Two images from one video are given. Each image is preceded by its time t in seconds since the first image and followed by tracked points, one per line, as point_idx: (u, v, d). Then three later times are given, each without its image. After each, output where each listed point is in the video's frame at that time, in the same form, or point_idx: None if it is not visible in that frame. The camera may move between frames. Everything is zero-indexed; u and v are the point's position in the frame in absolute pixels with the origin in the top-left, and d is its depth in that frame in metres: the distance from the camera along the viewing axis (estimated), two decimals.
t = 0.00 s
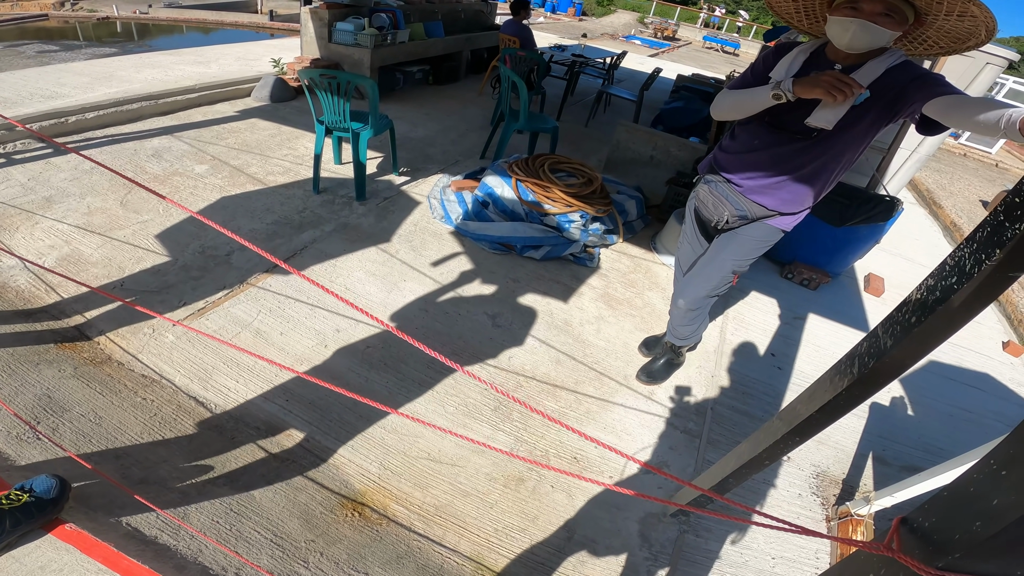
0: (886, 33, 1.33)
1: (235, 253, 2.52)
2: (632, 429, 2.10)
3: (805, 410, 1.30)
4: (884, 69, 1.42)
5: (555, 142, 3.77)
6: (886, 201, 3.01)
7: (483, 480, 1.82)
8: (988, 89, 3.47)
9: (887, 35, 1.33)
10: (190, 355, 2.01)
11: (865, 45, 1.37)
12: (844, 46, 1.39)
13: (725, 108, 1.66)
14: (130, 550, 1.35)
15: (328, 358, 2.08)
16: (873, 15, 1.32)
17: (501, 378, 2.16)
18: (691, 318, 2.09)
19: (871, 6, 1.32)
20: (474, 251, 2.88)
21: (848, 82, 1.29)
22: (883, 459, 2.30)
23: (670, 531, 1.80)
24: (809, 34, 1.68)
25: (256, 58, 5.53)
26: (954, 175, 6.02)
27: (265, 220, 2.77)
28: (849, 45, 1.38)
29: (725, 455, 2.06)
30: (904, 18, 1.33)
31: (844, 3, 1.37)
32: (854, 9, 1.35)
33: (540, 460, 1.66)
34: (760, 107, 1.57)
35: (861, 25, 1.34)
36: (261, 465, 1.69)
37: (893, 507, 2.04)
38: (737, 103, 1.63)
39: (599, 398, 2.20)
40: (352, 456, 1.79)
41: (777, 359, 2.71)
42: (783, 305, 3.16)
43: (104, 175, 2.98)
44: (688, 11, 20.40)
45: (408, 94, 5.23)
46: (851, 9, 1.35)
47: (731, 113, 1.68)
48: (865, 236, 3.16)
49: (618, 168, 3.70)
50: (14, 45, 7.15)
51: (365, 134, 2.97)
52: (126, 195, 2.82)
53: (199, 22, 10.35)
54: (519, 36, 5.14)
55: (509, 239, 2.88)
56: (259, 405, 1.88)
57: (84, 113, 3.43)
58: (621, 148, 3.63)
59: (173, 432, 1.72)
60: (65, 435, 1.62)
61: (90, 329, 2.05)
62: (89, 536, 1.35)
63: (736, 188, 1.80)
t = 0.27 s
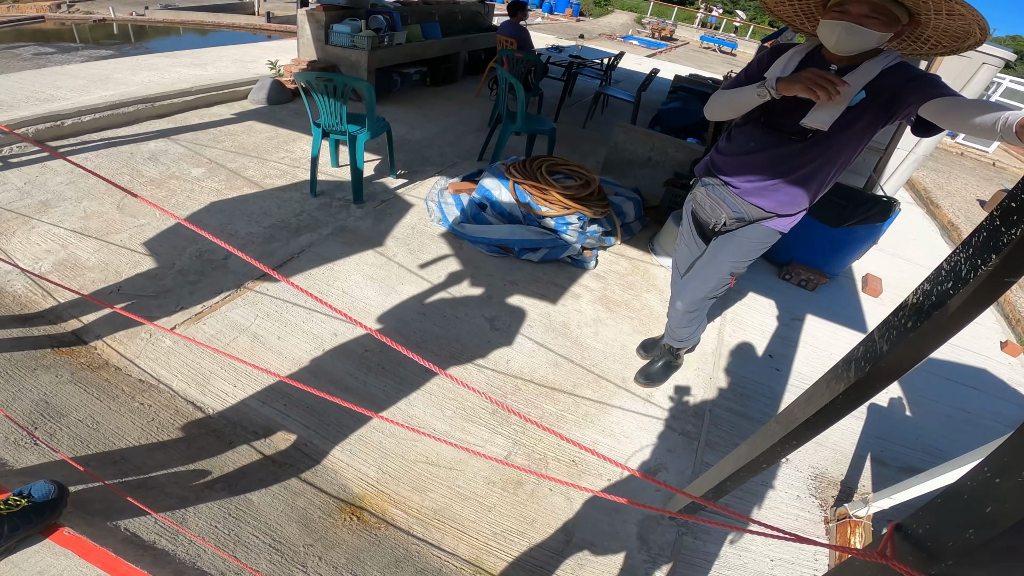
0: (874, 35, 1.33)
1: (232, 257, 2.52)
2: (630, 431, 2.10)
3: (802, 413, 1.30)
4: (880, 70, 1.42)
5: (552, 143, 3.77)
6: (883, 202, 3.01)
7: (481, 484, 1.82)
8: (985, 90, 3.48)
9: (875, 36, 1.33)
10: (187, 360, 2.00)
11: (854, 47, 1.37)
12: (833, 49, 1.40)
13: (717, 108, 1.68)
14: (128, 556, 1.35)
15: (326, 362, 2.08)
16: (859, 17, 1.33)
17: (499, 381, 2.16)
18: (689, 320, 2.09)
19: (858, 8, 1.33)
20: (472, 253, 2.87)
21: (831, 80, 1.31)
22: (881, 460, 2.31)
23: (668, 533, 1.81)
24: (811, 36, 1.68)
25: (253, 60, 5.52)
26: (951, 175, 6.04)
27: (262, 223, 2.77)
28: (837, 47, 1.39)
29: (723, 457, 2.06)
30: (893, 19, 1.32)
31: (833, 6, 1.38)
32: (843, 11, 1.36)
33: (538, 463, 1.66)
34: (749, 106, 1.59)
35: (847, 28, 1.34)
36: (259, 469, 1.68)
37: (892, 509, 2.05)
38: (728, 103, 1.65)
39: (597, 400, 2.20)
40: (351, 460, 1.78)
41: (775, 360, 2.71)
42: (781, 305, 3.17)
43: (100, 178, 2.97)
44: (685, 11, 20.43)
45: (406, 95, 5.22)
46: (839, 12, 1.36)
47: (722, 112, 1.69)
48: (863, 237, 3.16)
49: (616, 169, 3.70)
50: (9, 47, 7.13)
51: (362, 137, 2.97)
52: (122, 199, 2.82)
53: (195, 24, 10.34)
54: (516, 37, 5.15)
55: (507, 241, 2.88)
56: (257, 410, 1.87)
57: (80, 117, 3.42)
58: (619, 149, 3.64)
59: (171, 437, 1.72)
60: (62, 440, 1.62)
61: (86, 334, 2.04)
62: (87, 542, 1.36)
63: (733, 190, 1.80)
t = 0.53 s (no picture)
0: (837, 34, 1.36)
1: (229, 259, 2.51)
2: (630, 433, 2.10)
3: (801, 416, 1.30)
4: (878, 71, 1.41)
5: (551, 144, 3.76)
6: (882, 202, 3.00)
7: (480, 486, 1.82)
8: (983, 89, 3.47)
9: (840, 35, 1.36)
10: (185, 362, 2.00)
11: (823, 47, 1.40)
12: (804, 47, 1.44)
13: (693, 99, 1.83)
14: (126, 559, 1.34)
15: (324, 365, 2.08)
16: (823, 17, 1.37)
17: (497, 383, 2.15)
18: (690, 322, 2.09)
19: (825, 7, 1.37)
20: (470, 254, 2.87)
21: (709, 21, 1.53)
22: (880, 461, 2.31)
23: (668, 535, 1.80)
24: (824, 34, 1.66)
25: (250, 62, 5.51)
26: (950, 174, 6.04)
27: (260, 225, 2.76)
28: (806, 45, 1.44)
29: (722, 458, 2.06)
30: (861, 18, 1.34)
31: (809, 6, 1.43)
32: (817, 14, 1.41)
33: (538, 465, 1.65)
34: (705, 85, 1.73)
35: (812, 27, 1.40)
36: (257, 472, 1.68)
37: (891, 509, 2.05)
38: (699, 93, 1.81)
39: (596, 402, 2.19)
40: (349, 463, 1.78)
41: (774, 361, 2.71)
42: (780, 306, 3.17)
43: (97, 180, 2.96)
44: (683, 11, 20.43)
45: (404, 96, 5.21)
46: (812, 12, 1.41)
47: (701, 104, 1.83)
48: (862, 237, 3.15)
49: (614, 169, 3.70)
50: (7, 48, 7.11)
51: (360, 138, 2.96)
52: (119, 201, 2.81)
53: (193, 25, 10.33)
54: (514, 38, 5.14)
55: (506, 242, 2.88)
56: (255, 412, 1.87)
57: (77, 118, 3.41)
58: (617, 150, 3.63)
59: (169, 440, 1.71)
60: (60, 444, 1.61)
61: (84, 337, 2.03)
62: (84, 545, 1.36)
63: (734, 192, 1.80)
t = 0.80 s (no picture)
0: (834, 33, 1.36)
1: (226, 261, 2.50)
2: (628, 433, 2.09)
3: (799, 416, 1.30)
4: (873, 70, 1.42)
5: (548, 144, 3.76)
6: (880, 202, 3.00)
7: (478, 487, 1.81)
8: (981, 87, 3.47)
9: (837, 34, 1.36)
10: (181, 364, 1.99)
11: (820, 46, 1.40)
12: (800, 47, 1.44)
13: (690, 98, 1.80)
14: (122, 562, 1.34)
15: (321, 366, 2.07)
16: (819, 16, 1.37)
17: (495, 384, 2.15)
18: (689, 322, 2.09)
19: (819, 7, 1.37)
20: (469, 255, 2.87)
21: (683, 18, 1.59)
22: (880, 461, 2.30)
23: (667, 536, 1.80)
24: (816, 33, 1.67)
25: (248, 63, 5.51)
26: (949, 173, 6.04)
27: (257, 226, 2.75)
28: (803, 45, 1.44)
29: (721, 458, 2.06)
30: (856, 17, 1.35)
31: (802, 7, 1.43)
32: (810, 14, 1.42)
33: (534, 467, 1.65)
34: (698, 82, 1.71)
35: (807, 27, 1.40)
36: (255, 474, 1.67)
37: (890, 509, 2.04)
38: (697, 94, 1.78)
39: (595, 403, 2.19)
40: (347, 465, 1.77)
41: (773, 361, 2.71)
42: (778, 305, 3.16)
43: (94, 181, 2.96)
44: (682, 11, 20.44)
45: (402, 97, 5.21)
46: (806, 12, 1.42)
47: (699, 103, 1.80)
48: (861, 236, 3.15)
49: (613, 169, 3.69)
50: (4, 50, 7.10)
51: (357, 139, 2.96)
52: (116, 203, 2.81)
53: (191, 26, 10.33)
54: (512, 38, 5.14)
55: (504, 243, 2.87)
56: (252, 414, 1.86)
57: (74, 120, 3.40)
58: (615, 150, 3.63)
59: (166, 442, 1.71)
60: (56, 446, 1.60)
61: (80, 339, 2.03)
62: (82, 547, 1.36)
63: (733, 192, 1.80)
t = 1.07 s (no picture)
0: (853, 29, 1.34)
1: (225, 262, 2.50)
2: (628, 434, 2.09)
3: (801, 417, 1.29)
4: (874, 69, 1.42)
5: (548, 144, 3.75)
6: (881, 201, 3.00)
7: (478, 488, 1.80)
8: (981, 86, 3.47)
9: (856, 29, 1.35)
10: (180, 366, 1.99)
11: (836, 43, 1.38)
12: (814, 44, 1.42)
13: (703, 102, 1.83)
14: (121, 564, 1.33)
15: (320, 368, 2.06)
16: (836, 12, 1.35)
17: (495, 385, 2.14)
18: (690, 323, 2.08)
19: (836, 3, 1.36)
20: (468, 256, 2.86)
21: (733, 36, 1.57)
22: (881, 461, 2.30)
23: (668, 537, 1.79)
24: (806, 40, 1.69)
25: (247, 64, 5.50)
26: (948, 172, 6.04)
27: (256, 228, 2.75)
28: (819, 43, 1.41)
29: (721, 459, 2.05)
30: (872, 13, 1.34)
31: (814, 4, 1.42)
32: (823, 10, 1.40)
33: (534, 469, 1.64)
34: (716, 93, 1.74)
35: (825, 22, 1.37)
36: (254, 475, 1.66)
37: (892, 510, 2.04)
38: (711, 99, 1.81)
39: (595, 403, 2.19)
40: (347, 467, 1.77)
41: (773, 361, 2.70)
42: (779, 305, 3.16)
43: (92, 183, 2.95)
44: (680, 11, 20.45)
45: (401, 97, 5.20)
46: (819, 9, 1.40)
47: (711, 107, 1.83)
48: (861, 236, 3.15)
49: (612, 169, 3.69)
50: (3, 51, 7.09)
51: (356, 139, 2.95)
52: (115, 204, 2.80)
53: (190, 26, 10.32)
54: (511, 38, 5.13)
55: (504, 244, 2.87)
56: (252, 416, 1.85)
57: (72, 121, 3.39)
58: (615, 150, 3.62)
59: (165, 444, 1.70)
60: (55, 448, 1.60)
61: (79, 341, 2.02)
62: (82, 551, 1.34)
63: (735, 192, 1.80)
